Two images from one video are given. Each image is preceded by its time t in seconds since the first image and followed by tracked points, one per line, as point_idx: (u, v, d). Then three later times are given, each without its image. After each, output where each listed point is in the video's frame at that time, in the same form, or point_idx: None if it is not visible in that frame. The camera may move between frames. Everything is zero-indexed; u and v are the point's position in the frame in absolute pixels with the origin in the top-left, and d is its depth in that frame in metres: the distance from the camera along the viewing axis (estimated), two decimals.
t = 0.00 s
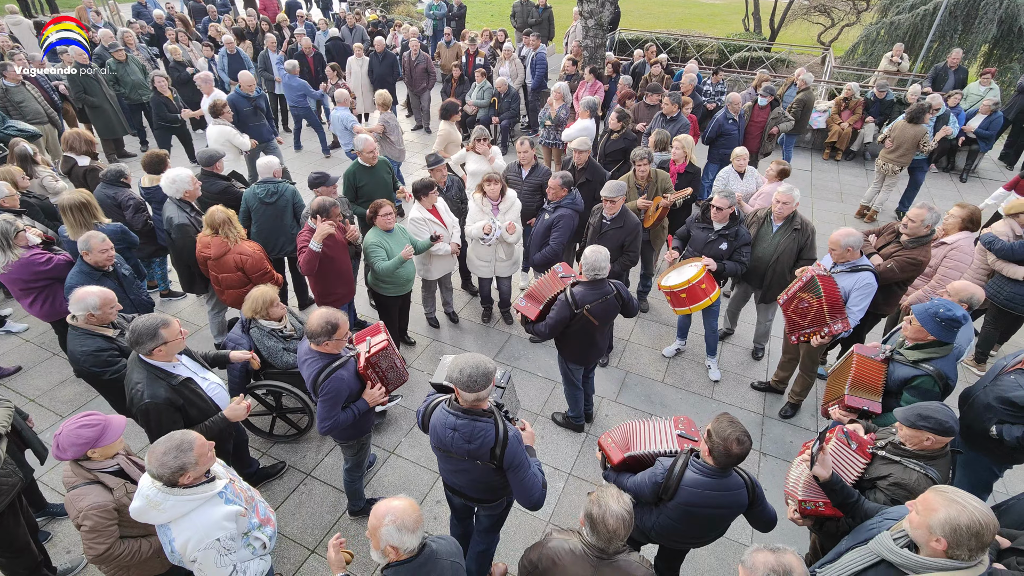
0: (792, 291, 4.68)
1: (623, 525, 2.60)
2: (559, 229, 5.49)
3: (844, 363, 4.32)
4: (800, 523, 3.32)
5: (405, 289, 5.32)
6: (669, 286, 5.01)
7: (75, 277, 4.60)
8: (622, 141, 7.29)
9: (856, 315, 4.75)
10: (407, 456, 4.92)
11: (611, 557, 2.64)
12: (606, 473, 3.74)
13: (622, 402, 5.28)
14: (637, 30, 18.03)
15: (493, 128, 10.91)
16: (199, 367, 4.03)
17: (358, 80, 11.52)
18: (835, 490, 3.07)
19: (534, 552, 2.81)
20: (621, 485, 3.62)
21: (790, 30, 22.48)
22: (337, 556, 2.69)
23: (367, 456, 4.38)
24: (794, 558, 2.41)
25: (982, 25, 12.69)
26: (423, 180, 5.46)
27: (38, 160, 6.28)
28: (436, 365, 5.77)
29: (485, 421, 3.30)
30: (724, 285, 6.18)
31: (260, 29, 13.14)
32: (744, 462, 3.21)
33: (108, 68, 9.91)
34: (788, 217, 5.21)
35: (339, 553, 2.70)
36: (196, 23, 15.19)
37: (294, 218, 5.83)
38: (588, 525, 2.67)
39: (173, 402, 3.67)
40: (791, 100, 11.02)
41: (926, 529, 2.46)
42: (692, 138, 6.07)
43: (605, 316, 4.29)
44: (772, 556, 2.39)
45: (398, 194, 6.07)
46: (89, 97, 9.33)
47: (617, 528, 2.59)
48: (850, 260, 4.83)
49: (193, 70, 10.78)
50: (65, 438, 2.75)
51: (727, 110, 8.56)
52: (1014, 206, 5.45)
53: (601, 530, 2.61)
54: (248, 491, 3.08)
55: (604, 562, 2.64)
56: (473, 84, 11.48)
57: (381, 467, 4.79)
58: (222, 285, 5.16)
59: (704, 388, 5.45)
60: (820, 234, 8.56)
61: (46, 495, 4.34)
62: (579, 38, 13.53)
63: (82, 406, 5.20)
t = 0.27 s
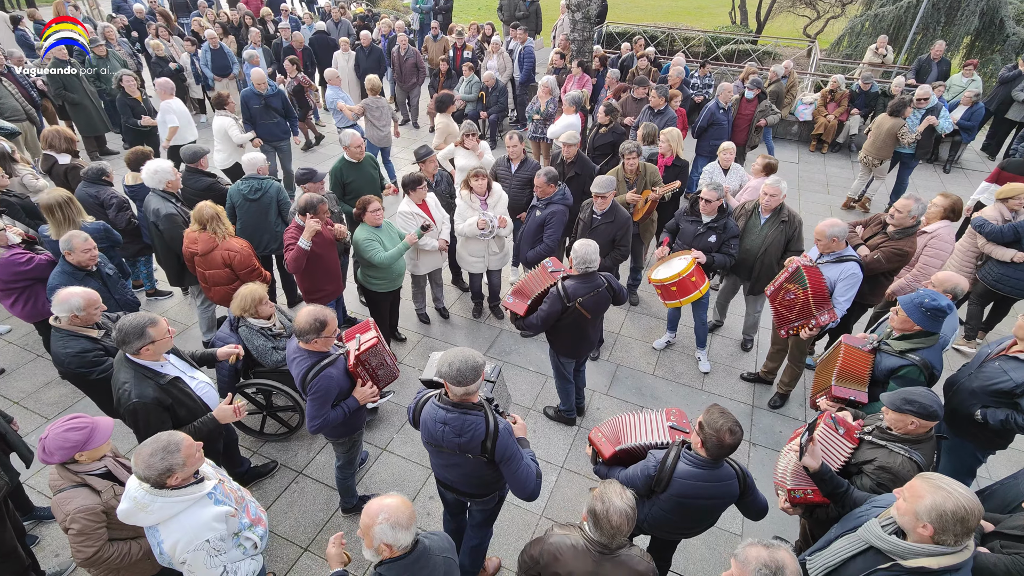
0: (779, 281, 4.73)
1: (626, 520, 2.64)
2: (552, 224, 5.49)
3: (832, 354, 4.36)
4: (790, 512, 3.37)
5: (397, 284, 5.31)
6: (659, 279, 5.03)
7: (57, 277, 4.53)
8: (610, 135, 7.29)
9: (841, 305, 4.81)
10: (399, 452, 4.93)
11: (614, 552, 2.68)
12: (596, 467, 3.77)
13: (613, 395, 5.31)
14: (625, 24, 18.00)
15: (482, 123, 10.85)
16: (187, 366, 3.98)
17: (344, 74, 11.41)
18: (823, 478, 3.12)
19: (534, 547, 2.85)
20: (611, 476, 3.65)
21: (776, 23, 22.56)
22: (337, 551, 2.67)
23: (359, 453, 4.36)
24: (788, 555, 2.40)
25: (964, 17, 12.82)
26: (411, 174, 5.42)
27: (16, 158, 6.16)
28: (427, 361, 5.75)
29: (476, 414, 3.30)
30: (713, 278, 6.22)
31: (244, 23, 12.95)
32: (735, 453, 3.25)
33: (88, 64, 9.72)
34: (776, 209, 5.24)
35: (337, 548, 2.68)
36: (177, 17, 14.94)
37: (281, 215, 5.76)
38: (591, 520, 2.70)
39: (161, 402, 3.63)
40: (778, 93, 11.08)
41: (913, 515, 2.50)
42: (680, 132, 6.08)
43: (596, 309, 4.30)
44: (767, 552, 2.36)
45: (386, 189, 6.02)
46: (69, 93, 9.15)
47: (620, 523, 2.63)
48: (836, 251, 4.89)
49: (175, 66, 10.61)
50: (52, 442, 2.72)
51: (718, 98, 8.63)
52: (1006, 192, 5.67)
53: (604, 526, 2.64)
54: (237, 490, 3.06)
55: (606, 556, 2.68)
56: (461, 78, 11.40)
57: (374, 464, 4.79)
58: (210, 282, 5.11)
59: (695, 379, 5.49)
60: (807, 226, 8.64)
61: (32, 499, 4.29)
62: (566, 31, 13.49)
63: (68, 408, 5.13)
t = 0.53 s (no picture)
0: (767, 272, 4.78)
1: (625, 513, 2.66)
2: (546, 219, 5.49)
3: (821, 344, 4.40)
4: (781, 503, 3.39)
5: (388, 280, 5.29)
6: (649, 271, 5.06)
7: (41, 277, 4.46)
8: (600, 128, 7.28)
9: (829, 296, 4.85)
10: (392, 448, 4.95)
11: (612, 545, 2.71)
12: (589, 461, 3.81)
13: (605, 387, 5.34)
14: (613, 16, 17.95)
15: (471, 116, 10.80)
16: (177, 364, 3.95)
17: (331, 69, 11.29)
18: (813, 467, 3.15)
19: (533, 542, 2.89)
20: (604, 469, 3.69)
21: (763, 15, 22.61)
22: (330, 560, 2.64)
23: (352, 449, 4.36)
24: (772, 548, 2.41)
25: (948, 8, 12.91)
26: (401, 169, 5.38)
27: None
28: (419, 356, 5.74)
29: (467, 408, 3.30)
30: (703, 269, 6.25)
31: (228, 17, 12.75)
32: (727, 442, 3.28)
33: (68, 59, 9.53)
34: (765, 201, 5.28)
35: (332, 555, 2.66)
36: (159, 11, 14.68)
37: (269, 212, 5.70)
38: (590, 515, 2.72)
39: (150, 401, 3.60)
40: (766, 84, 11.11)
41: (901, 502, 2.54)
42: (670, 124, 6.06)
43: (589, 301, 4.31)
44: (750, 549, 2.35)
45: (372, 184, 5.97)
46: (50, 89, 8.97)
47: (619, 517, 2.64)
48: (823, 242, 4.94)
49: (158, 61, 10.44)
50: (40, 444, 2.68)
51: (709, 90, 8.64)
52: (987, 178, 5.81)
53: (602, 519, 2.66)
54: (229, 489, 3.05)
55: (604, 550, 2.71)
56: (449, 71, 11.32)
57: (366, 461, 4.80)
58: (197, 277, 5.06)
59: (686, 370, 5.53)
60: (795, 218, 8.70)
61: (20, 501, 4.24)
62: (555, 24, 13.43)
63: (55, 409, 5.07)
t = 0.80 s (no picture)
0: (757, 264, 4.84)
1: (621, 504, 2.68)
2: (539, 211, 5.50)
3: (809, 334, 4.46)
4: (775, 494, 3.39)
5: (379, 275, 5.28)
6: (641, 263, 5.08)
7: (27, 275, 4.39)
8: (591, 120, 7.26)
9: (818, 287, 4.92)
10: (385, 443, 4.98)
11: (609, 536, 2.75)
12: (580, 453, 3.84)
13: (597, 379, 5.37)
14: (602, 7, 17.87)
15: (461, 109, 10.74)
16: (167, 362, 3.92)
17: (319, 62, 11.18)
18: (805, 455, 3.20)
19: (530, 535, 2.89)
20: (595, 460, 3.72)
21: (752, 6, 22.64)
22: (314, 561, 2.67)
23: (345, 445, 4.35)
24: (755, 544, 2.39)
25: None
26: (392, 162, 5.33)
27: None
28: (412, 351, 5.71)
29: (461, 402, 3.30)
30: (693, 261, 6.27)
31: (213, 10, 12.57)
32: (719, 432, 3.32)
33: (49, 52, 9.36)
34: (755, 192, 5.30)
35: (315, 558, 2.66)
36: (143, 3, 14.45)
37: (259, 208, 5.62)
38: (587, 506, 2.74)
39: (141, 399, 3.57)
40: (755, 75, 11.14)
41: (889, 488, 2.59)
42: (662, 116, 6.03)
43: (581, 293, 4.33)
44: (734, 544, 2.35)
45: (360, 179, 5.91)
46: (31, 84, 8.81)
47: (616, 507, 2.67)
48: (814, 232, 4.99)
49: (142, 55, 10.28)
50: (29, 444, 2.66)
51: (699, 82, 8.64)
52: (970, 162, 5.97)
53: (599, 510, 2.69)
54: (221, 487, 3.04)
55: (601, 540, 2.75)
56: (438, 64, 11.24)
57: (360, 456, 4.83)
58: (184, 273, 5.03)
59: (677, 361, 5.56)
60: (785, 208, 8.74)
61: (10, 501, 4.21)
62: (544, 15, 13.36)
63: (44, 408, 5.02)
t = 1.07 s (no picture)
0: (749, 256, 4.85)
1: (618, 494, 2.70)
2: (532, 205, 5.47)
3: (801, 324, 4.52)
4: (772, 487, 3.50)
5: (371, 270, 5.27)
6: (634, 255, 5.09)
7: (15, 273, 4.34)
8: (583, 112, 7.24)
9: (810, 278, 4.98)
10: (381, 437, 4.99)
11: (606, 525, 2.78)
12: (574, 445, 3.89)
13: (591, 371, 5.38)
14: None
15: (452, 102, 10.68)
16: (159, 359, 3.89)
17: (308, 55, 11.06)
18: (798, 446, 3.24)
19: (528, 526, 2.91)
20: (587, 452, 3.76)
21: None
22: (302, 560, 2.66)
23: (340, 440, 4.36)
24: (743, 541, 2.41)
25: None
26: (383, 155, 5.29)
27: None
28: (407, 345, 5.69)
29: (455, 396, 3.31)
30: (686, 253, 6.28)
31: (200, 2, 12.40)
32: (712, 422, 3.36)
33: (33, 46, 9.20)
34: (746, 183, 5.31)
35: (303, 557, 2.66)
36: None
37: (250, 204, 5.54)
38: (584, 497, 2.76)
39: (134, 397, 3.54)
40: (746, 67, 11.15)
41: (881, 476, 2.62)
42: (656, 108, 5.96)
43: (574, 283, 4.32)
44: (723, 541, 2.37)
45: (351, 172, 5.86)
46: (15, 78, 8.66)
47: (613, 498, 2.68)
48: (807, 223, 5.07)
49: (128, 48, 10.13)
50: (18, 444, 2.63)
51: (690, 74, 8.64)
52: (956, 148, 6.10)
53: (597, 501, 2.70)
54: (215, 484, 3.03)
55: (598, 530, 2.77)
56: (429, 56, 11.16)
57: (355, 450, 4.86)
58: (173, 268, 4.98)
59: (671, 352, 5.58)
60: (777, 199, 8.76)
61: (2, 501, 4.17)
62: (535, 7, 13.27)
63: (34, 407, 4.98)
